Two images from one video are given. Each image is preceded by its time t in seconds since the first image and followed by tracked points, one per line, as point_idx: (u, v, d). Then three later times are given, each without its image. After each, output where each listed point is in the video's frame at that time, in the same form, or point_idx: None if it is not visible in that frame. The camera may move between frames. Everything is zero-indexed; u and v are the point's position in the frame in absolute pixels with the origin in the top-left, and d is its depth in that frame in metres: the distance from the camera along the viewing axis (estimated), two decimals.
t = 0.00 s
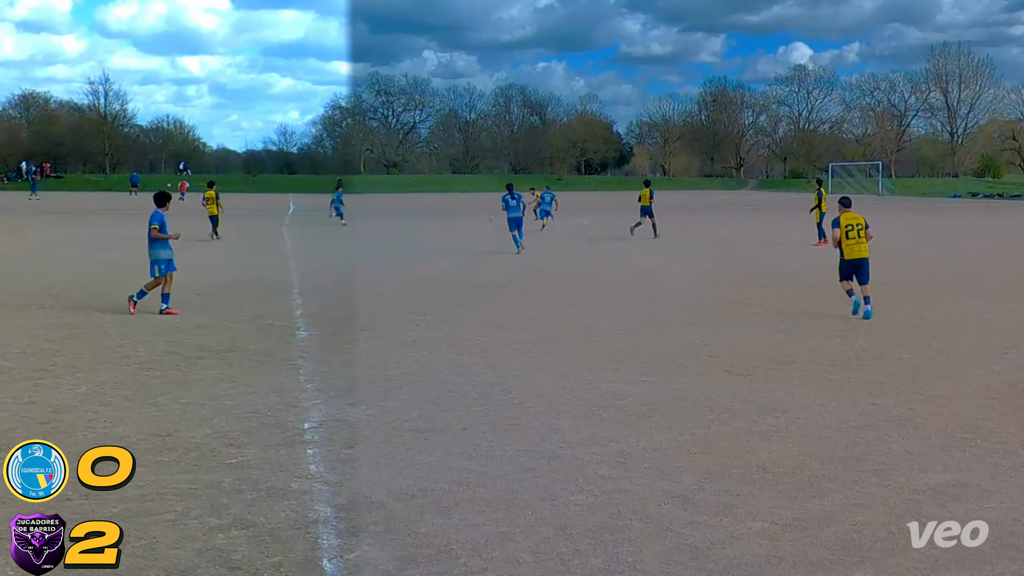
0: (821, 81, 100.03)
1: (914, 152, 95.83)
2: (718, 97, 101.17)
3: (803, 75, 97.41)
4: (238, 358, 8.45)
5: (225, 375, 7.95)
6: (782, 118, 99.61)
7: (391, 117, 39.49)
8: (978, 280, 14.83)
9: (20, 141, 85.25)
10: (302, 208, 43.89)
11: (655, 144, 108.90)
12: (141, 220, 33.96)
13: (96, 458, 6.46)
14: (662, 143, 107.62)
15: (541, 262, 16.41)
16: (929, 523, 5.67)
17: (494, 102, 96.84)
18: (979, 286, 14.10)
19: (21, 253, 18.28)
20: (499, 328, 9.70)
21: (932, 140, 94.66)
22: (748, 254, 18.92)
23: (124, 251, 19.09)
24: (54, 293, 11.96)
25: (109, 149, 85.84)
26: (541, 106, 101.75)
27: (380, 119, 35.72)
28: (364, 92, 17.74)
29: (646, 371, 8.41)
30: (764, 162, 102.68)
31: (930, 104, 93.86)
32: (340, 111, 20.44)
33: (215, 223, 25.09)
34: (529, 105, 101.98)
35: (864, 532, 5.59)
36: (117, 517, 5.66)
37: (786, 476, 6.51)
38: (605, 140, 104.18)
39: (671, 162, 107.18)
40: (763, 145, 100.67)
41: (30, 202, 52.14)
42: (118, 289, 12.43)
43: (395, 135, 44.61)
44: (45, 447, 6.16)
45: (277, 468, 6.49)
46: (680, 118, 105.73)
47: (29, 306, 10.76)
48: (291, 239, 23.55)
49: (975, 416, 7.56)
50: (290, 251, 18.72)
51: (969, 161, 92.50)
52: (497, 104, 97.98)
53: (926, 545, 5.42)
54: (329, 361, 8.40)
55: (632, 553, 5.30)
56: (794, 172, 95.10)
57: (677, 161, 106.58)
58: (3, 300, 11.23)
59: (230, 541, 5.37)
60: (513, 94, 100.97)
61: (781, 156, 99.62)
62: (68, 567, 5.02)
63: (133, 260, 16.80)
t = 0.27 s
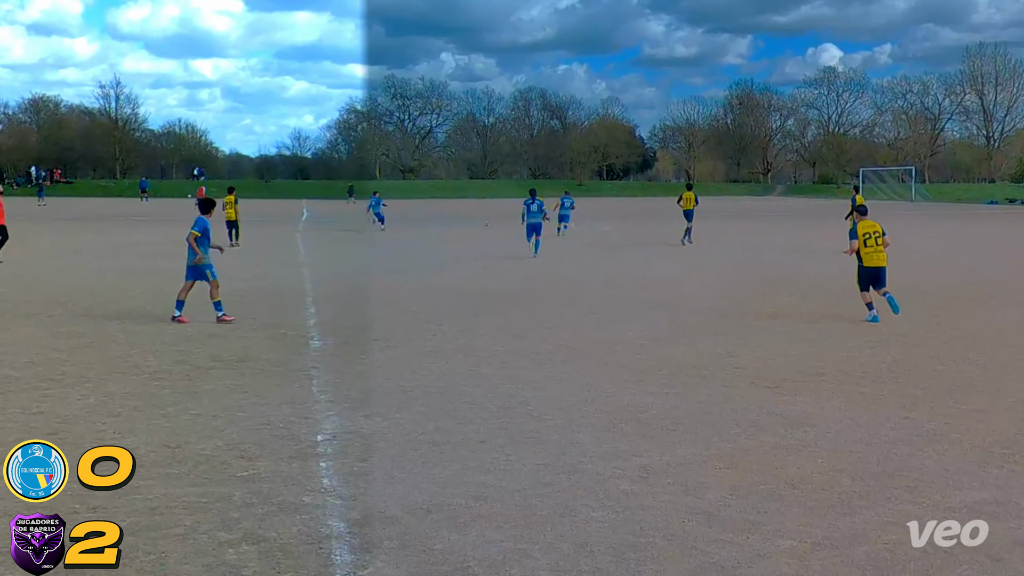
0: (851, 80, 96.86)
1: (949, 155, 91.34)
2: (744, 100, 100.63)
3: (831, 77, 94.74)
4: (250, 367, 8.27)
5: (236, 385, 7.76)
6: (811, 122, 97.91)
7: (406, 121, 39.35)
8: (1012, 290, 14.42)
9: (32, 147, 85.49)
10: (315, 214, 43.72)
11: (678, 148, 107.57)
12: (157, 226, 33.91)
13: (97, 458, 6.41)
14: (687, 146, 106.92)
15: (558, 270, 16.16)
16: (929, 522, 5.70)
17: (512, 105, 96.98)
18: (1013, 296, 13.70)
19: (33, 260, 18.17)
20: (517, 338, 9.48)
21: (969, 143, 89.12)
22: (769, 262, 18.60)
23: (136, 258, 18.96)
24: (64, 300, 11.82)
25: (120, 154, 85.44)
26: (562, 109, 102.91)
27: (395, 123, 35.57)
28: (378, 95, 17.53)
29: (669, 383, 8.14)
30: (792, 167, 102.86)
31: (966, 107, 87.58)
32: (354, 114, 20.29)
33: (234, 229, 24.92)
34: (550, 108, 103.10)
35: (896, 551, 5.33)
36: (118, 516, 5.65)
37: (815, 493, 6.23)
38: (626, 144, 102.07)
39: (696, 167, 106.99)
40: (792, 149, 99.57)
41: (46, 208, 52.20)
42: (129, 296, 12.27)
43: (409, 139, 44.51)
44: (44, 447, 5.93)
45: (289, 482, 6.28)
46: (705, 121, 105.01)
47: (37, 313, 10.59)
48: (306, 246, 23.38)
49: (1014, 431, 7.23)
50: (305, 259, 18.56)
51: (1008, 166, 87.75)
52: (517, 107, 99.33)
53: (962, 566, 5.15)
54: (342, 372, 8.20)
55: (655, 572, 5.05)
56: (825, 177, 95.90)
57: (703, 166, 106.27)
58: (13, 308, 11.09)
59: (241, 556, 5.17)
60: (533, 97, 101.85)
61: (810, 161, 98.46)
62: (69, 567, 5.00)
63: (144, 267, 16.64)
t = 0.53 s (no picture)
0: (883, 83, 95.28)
1: (985, 160, 90.32)
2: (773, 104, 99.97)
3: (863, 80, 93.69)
4: (262, 378, 8.09)
5: (249, 396, 7.58)
6: (842, 125, 95.73)
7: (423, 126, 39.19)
8: None
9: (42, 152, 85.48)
10: (330, 221, 43.62)
11: (704, 153, 107.12)
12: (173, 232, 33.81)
13: (97, 458, 6.39)
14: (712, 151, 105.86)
15: (578, 279, 15.92)
16: (928, 525, 5.69)
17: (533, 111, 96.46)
18: None
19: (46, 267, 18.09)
20: (537, 348, 9.25)
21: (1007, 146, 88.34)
22: (792, 271, 18.28)
23: (148, 265, 18.83)
24: (73, 309, 11.67)
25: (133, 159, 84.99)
26: (583, 113, 100.54)
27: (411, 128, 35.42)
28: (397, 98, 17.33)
29: (695, 395, 7.87)
30: (822, 172, 101.24)
31: (1003, 110, 86.49)
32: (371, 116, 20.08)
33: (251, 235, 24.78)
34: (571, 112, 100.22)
35: (932, 572, 5.08)
36: (117, 516, 5.66)
37: (847, 510, 5.95)
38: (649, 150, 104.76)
39: (722, 172, 105.42)
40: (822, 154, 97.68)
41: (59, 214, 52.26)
42: (140, 305, 12.12)
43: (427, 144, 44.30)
44: (45, 446, 5.91)
45: (303, 496, 6.07)
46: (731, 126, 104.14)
47: (45, 321, 10.45)
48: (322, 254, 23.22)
49: None
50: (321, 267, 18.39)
51: None
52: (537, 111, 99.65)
53: None
54: (357, 383, 8.00)
55: None
56: (856, 182, 93.36)
57: (729, 171, 104.79)
58: (22, 315, 10.95)
59: (252, 572, 4.98)
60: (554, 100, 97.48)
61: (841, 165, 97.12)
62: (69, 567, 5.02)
63: (155, 275, 16.50)
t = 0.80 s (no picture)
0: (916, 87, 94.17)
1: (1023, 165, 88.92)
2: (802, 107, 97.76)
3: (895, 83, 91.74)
4: (276, 389, 7.91)
5: (262, 408, 7.40)
6: (873, 129, 95.07)
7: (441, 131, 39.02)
8: None
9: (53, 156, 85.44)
10: (347, 228, 43.42)
11: (731, 158, 106.28)
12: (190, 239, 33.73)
13: (96, 458, 6.42)
14: (740, 156, 105.03)
15: (599, 287, 15.66)
16: (928, 525, 5.70)
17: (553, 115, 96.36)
18: None
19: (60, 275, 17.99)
20: (559, 359, 9.02)
21: None
22: (816, 279, 17.92)
23: (162, 272, 18.70)
24: (85, 317, 11.54)
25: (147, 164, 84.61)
26: (606, 116, 100.89)
27: (429, 134, 35.21)
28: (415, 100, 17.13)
29: (722, 409, 7.60)
30: (853, 177, 99.40)
31: None
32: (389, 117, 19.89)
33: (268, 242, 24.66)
34: (593, 115, 101.40)
35: None
36: (116, 515, 5.67)
37: (881, 528, 5.69)
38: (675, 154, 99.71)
39: (750, 176, 105.08)
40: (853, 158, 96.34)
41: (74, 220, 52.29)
42: (153, 313, 11.98)
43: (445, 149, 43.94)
44: (45, 449, 6.18)
45: (317, 510, 5.87)
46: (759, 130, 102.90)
47: (56, 330, 10.33)
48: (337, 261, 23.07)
49: None
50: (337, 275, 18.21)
51: None
52: (558, 115, 98.99)
53: None
54: (373, 394, 7.80)
55: None
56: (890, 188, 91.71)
57: (757, 176, 104.50)
58: (33, 324, 10.83)
59: None
60: (576, 103, 100.97)
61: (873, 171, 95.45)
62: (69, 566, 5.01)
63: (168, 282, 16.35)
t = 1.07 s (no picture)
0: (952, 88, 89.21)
1: None
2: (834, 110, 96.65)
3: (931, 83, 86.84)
4: (289, 400, 7.73)
5: (275, 419, 7.22)
6: (909, 133, 91.66)
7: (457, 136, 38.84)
8: None
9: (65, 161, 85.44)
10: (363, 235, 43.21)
11: (760, 162, 105.68)
12: (206, 246, 33.60)
13: (97, 458, 6.43)
14: (768, 160, 104.74)
15: (619, 297, 15.38)
16: (929, 524, 5.73)
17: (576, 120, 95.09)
18: None
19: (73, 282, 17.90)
20: (581, 371, 8.79)
21: None
22: (840, 288, 17.59)
23: (176, 280, 18.58)
24: (96, 326, 11.40)
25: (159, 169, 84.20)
26: (629, 121, 100.41)
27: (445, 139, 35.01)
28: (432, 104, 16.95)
29: (749, 422, 7.35)
30: (886, 183, 99.36)
31: None
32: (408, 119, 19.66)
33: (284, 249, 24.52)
34: (617, 119, 100.51)
35: None
36: (113, 515, 5.67)
37: (917, 548, 5.43)
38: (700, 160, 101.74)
39: (778, 183, 104.48)
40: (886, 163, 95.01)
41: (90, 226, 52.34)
42: (166, 322, 11.82)
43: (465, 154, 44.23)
44: (47, 448, 6.11)
45: (331, 525, 5.67)
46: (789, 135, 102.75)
47: (66, 340, 10.20)
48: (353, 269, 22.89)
49: None
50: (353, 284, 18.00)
51: None
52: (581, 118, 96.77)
53: None
54: (389, 406, 7.61)
55: None
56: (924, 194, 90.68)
57: (785, 181, 103.96)
58: (43, 333, 10.70)
59: None
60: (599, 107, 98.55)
61: (907, 176, 94.02)
62: (68, 567, 5.00)
63: (180, 290, 16.21)
